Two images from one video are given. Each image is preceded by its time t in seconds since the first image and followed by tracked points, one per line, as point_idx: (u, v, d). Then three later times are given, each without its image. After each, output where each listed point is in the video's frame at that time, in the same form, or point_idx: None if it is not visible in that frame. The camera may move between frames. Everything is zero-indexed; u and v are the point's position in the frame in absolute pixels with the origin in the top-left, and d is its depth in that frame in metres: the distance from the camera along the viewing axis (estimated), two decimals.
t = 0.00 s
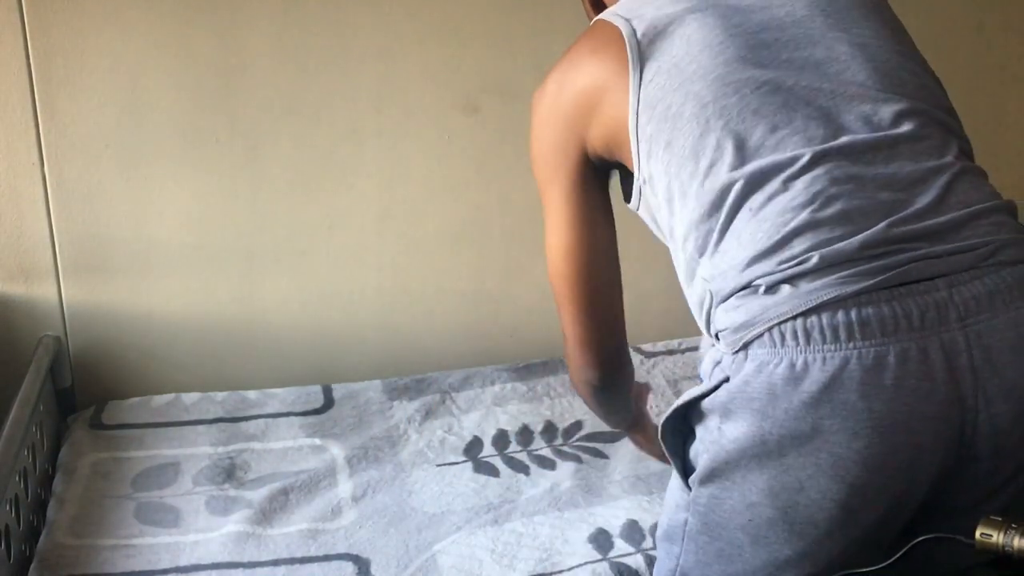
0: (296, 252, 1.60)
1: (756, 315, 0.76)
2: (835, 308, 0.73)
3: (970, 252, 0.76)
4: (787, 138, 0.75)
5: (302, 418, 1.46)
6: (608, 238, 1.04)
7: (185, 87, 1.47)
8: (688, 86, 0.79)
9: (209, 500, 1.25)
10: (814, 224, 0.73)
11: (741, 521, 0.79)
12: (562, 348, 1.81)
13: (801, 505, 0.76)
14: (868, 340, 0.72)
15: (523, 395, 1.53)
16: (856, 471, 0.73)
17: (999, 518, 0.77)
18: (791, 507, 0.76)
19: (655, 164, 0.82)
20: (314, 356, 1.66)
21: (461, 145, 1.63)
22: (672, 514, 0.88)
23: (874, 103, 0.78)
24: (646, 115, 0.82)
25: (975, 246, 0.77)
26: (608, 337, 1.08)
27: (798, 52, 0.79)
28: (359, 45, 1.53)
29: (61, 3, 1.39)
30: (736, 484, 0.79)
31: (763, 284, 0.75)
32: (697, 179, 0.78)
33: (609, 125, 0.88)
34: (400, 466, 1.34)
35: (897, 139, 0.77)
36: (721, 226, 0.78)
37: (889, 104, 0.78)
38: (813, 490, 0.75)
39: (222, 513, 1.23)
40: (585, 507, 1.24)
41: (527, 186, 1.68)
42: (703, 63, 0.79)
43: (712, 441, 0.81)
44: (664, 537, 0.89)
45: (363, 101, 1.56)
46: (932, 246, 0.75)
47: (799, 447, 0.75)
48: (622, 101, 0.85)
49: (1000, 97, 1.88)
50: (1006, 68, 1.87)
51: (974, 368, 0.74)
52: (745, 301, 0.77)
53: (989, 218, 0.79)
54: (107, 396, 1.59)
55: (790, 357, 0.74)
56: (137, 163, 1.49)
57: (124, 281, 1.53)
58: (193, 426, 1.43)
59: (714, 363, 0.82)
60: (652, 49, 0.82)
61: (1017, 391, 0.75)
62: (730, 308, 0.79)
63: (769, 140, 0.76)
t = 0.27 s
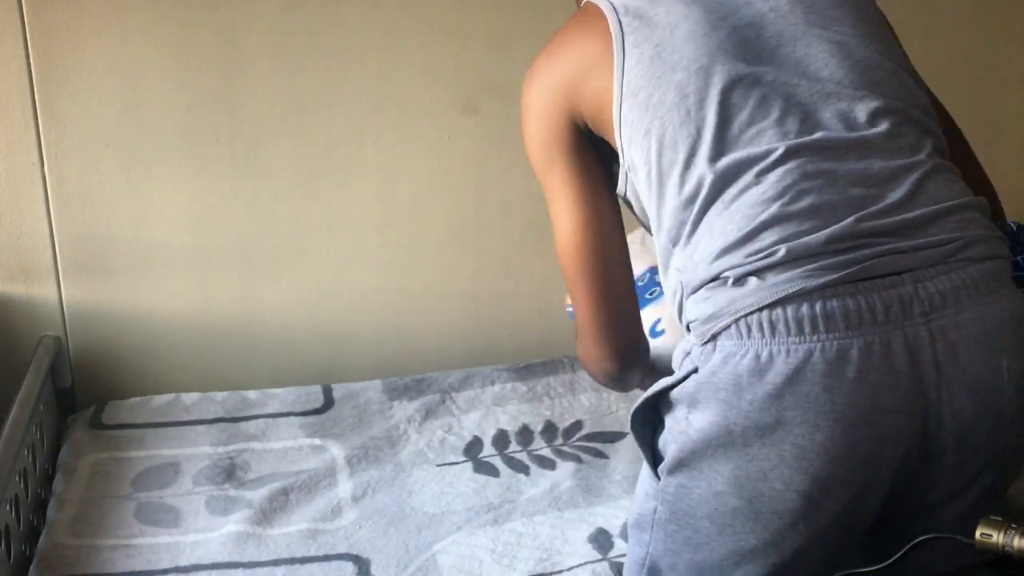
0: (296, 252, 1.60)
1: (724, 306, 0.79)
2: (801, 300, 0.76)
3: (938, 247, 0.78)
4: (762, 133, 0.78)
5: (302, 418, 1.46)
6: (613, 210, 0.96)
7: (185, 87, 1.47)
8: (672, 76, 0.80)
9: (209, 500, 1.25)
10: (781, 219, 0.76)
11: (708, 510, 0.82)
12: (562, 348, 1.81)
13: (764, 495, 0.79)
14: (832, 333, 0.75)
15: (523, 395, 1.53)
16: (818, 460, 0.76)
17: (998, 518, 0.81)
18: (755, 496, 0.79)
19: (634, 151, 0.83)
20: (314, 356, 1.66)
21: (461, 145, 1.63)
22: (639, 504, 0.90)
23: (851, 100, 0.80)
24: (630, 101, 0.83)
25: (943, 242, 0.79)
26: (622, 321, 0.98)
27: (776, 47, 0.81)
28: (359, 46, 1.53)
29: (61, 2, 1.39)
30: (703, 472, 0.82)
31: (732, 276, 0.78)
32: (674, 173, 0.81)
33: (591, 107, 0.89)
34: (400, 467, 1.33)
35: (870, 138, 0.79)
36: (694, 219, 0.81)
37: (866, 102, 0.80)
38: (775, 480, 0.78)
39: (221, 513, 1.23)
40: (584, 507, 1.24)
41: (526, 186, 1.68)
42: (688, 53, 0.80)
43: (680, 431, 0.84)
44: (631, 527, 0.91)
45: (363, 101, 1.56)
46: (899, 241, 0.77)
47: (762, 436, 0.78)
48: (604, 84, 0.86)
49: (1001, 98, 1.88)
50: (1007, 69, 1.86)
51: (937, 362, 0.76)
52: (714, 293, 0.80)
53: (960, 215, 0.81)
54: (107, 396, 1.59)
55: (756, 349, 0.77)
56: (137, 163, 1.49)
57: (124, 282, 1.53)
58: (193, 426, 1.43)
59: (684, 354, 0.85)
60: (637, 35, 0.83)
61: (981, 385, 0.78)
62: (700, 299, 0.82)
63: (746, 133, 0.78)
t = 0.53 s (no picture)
0: (296, 252, 1.60)
1: (704, 295, 0.80)
2: (780, 288, 0.76)
3: (914, 237, 0.80)
4: (746, 122, 0.80)
5: (302, 418, 1.46)
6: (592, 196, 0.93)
7: (185, 87, 1.47)
8: (659, 62, 0.81)
9: (209, 500, 1.25)
10: (760, 209, 0.77)
11: (694, 502, 0.82)
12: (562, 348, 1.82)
13: (750, 485, 0.79)
14: (811, 320, 0.76)
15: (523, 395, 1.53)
16: (801, 448, 0.77)
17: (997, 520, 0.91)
18: (740, 486, 0.80)
19: (616, 135, 0.84)
20: (313, 356, 1.66)
21: (461, 145, 1.63)
22: (625, 502, 0.91)
23: (828, 96, 0.82)
24: (615, 87, 0.83)
25: (919, 231, 0.80)
26: (598, 308, 0.94)
27: (762, 37, 0.83)
28: (359, 45, 1.53)
29: (62, 2, 1.39)
30: (688, 464, 0.82)
31: (711, 266, 0.79)
32: (657, 163, 0.82)
33: (574, 91, 0.88)
34: (400, 467, 1.33)
35: (847, 133, 0.81)
36: (675, 209, 0.82)
37: (844, 97, 0.82)
38: (760, 470, 0.79)
39: (222, 513, 1.23)
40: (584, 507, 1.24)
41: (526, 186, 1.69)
42: (676, 40, 0.81)
43: (661, 424, 0.85)
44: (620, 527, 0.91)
45: (363, 100, 1.56)
46: (875, 230, 0.79)
47: (745, 426, 0.78)
48: (590, 69, 0.86)
49: (994, 97, 1.91)
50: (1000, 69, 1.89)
51: (914, 347, 0.78)
52: (694, 283, 0.81)
53: (934, 206, 0.83)
54: (106, 396, 1.59)
55: (736, 338, 0.78)
56: (138, 163, 1.49)
57: (125, 282, 1.53)
58: (193, 426, 1.43)
59: (665, 347, 0.86)
60: (624, 21, 0.83)
61: (956, 372, 0.80)
62: (680, 290, 0.83)
63: (730, 121, 0.80)
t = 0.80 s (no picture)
0: (295, 252, 1.60)
1: (673, 292, 0.80)
2: (747, 283, 0.77)
3: (878, 230, 0.81)
4: (709, 120, 0.80)
5: (302, 418, 1.46)
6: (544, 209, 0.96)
7: (185, 87, 1.47)
8: (619, 63, 0.81)
9: (209, 500, 1.25)
10: (728, 204, 0.78)
11: (668, 500, 0.82)
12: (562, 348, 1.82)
13: (722, 481, 0.80)
14: (779, 314, 0.76)
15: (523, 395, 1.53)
16: (773, 443, 0.77)
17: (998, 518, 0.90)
18: (713, 482, 0.80)
19: (581, 136, 0.84)
20: (313, 356, 1.66)
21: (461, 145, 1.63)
22: (602, 501, 0.91)
23: (791, 93, 0.82)
24: (577, 88, 0.83)
25: (883, 225, 0.81)
26: (541, 317, 0.99)
27: (724, 36, 0.83)
28: (358, 45, 1.53)
29: (61, 2, 1.40)
30: (660, 463, 0.83)
31: (680, 262, 0.79)
32: (622, 161, 0.82)
33: (535, 103, 0.89)
34: (400, 467, 1.33)
35: (812, 130, 0.82)
36: (641, 208, 0.82)
37: (806, 96, 0.83)
38: (732, 465, 0.79)
39: (222, 513, 1.23)
40: (583, 507, 1.24)
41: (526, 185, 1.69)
42: (635, 41, 0.81)
43: (632, 422, 0.84)
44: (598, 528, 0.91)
45: (362, 100, 1.56)
46: (839, 225, 0.79)
47: (716, 422, 0.79)
48: (550, 77, 0.86)
49: (993, 98, 1.92)
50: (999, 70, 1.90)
51: (883, 339, 0.78)
52: (663, 280, 0.81)
53: (898, 200, 0.84)
54: (107, 397, 1.59)
55: (706, 333, 0.78)
56: (137, 163, 1.49)
57: (125, 281, 1.53)
58: (193, 426, 1.43)
59: (635, 346, 0.86)
60: (586, 24, 0.84)
61: (926, 364, 0.80)
62: (649, 288, 0.83)
63: (692, 120, 0.80)
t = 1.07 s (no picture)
0: (295, 252, 1.60)
1: (648, 289, 0.80)
2: (721, 278, 0.77)
3: (851, 225, 0.81)
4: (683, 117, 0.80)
5: (302, 418, 1.46)
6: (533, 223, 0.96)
7: (184, 87, 1.47)
8: (593, 65, 0.82)
9: (209, 500, 1.25)
10: (702, 201, 0.78)
11: (647, 495, 0.82)
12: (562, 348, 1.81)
13: (700, 475, 0.80)
14: (752, 308, 0.77)
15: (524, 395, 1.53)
16: (748, 435, 0.77)
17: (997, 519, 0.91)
18: (691, 476, 0.80)
19: (558, 136, 0.84)
20: (313, 356, 1.66)
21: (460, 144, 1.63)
22: (584, 499, 0.91)
23: (767, 92, 0.83)
24: (555, 90, 0.84)
25: (857, 220, 0.81)
26: (536, 327, 0.99)
27: (696, 36, 0.84)
28: (357, 45, 1.53)
29: (61, 3, 1.40)
30: (639, 458, 0.83)
31: (655, 259, 0.79)
32: (599, 159, 0.82)
33: (516, 111, 0.89)
34: (400, 467, 1.33)
35: (788, 127, 0.82)
36: (617, 205, 0.82)
37: (782, 94, 0.83)
38: (708, 459, 0.79)
39: (222, 513, 1.23)
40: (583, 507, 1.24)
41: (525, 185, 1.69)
42: (610, 43, 0.82)
43: (611, 419, 0.84)
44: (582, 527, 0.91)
45: (361, 100, 1.56)
46: (812, 220, 0.80)
47: (692, 416, 0.79)
48: (531, 83, 0.86)
49: (992, 98, 1.92)
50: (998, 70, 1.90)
51: (857, 333, 0.78)
52: (640, 276, 0.81)
53: (873, 196, 0.84)
54: (106, 397, 1.59)
55: (681, 329, 0.78)
56: (137, 162, 1.49)
57: (126, 281, 1.53)
58: (193, 425, 1.44)
59: (613, 343, 0.86)
60: (563, 28, 0.85)
61: (901, 356, 0.80)
62: (626, 284, 0.83)
63: (665, 118, 0.80)
